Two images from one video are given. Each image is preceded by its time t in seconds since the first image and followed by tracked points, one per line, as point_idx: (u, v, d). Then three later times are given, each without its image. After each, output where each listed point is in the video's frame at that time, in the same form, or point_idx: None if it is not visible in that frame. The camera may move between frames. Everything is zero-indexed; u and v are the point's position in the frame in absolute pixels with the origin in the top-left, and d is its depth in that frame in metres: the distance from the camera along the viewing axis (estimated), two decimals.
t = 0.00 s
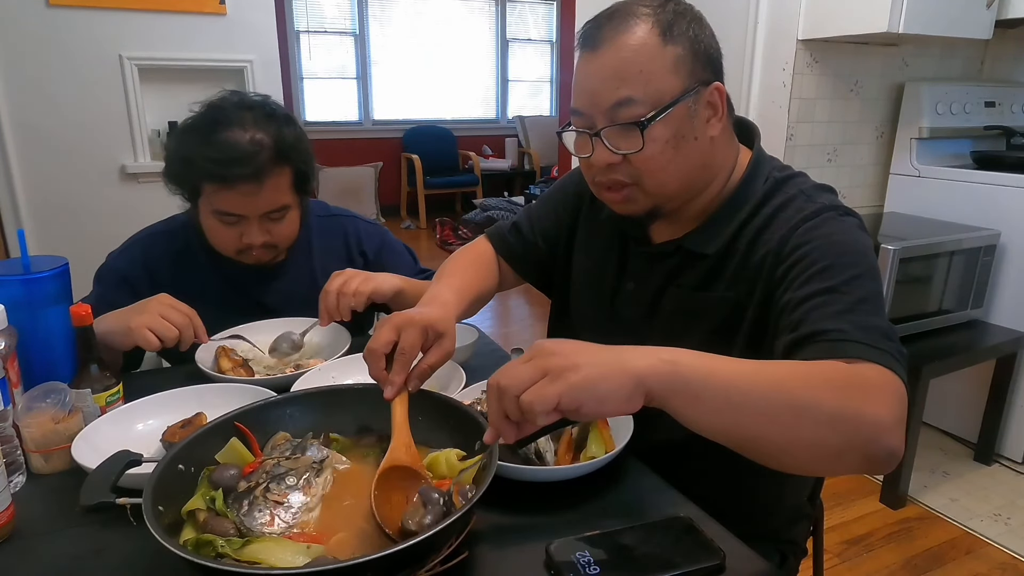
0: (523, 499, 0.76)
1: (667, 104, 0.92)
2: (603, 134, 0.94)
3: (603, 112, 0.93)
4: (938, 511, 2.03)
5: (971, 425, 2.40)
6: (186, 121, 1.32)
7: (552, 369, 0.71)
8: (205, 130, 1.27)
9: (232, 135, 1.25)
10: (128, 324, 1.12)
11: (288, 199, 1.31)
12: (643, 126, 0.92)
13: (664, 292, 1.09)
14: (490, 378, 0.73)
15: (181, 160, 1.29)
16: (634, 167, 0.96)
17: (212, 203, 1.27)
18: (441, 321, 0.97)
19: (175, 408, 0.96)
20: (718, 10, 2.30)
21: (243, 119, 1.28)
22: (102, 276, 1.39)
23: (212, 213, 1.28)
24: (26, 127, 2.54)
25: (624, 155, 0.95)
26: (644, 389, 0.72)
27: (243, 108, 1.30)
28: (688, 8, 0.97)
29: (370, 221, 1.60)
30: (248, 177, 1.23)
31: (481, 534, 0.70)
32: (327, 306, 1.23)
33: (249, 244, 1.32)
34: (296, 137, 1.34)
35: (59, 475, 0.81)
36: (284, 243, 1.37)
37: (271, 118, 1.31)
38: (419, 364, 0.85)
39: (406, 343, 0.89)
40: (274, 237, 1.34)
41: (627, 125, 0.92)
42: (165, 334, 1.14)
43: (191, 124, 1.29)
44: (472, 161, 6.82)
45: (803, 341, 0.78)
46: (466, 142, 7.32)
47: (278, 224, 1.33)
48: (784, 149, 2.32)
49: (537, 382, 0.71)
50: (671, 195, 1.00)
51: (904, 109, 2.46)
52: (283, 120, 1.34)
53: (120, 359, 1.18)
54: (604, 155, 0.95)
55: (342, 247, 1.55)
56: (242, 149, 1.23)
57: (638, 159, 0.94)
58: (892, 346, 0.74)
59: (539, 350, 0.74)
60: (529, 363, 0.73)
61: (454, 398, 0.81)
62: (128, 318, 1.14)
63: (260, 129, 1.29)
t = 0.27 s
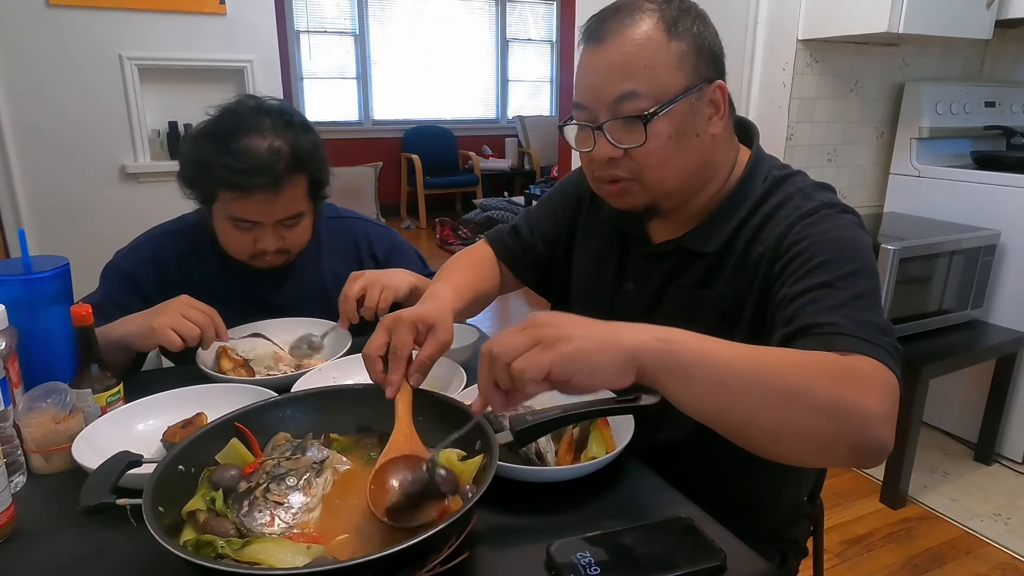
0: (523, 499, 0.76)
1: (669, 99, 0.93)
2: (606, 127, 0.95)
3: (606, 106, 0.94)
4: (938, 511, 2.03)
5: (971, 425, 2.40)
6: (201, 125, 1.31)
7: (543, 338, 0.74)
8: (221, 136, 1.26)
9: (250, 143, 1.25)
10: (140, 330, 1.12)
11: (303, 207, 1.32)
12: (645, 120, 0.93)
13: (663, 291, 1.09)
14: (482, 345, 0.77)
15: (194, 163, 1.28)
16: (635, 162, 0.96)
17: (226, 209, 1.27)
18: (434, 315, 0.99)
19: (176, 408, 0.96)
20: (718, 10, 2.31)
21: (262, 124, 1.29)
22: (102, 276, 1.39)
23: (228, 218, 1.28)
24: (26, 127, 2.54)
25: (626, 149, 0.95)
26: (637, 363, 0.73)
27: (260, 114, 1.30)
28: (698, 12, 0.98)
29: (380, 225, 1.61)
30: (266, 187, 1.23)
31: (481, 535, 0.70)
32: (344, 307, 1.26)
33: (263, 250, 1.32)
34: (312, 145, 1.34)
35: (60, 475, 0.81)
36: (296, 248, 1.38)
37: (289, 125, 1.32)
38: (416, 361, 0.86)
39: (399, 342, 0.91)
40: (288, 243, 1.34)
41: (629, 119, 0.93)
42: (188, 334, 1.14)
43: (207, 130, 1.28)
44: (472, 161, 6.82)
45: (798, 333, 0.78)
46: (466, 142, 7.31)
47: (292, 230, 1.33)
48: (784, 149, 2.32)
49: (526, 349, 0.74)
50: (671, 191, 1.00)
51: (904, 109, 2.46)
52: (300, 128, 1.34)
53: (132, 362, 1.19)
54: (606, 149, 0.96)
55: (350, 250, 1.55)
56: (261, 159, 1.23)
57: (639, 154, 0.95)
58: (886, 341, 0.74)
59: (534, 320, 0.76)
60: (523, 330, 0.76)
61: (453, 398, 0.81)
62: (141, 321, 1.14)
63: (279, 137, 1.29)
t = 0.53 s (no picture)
0: (523, 499, 0.77)
1: (676, 92, 0.93)
2: (612, 118, 0.95)
3: (613, 97, 0.94)
4: (938, 511, 2.03)
5: (971, 425, 2.40)
6: (208, 127, 1.32)
7: (544, 298, 0.76)
8: (228, 137, 1.26)
9: (257, 145, 1.25)
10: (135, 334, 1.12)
11: (309, 208, 1.32)
12: (650, 112, 0.93)
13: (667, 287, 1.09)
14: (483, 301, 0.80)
15: (200, 164, 1.29)
16: (640, 155, 0.97)
17: (232, 211, 1.27)
18: (425, 303, 1.02)
19: (176, 408, 0.96)
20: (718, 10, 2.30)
21: (268, 127, 1.29)
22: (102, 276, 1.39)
23: (233, 220, 1.28)
24: (26, 127, 2.54)
25: (631, 141, 0.96)
26: (633, 329, 0.75)
27: (264, 114, 1.30)
28: (707, 11, 0.98)
29: (381, 225, 1.61)
30: (272, 189, 1.23)
31: (480, 536, 0.70)
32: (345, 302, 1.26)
33: (268, 251, 1.32)
34: (318, 148, 1.34)
35: (60, 475, 0.81)
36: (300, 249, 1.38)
37: (296, 128, 1.32)
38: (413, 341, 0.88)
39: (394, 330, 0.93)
40: (293, 244, 1.34)
41: (636, 110, 0.94)
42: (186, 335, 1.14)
43: (215, 132, 1.28)
44: (472, 161, 6.82)
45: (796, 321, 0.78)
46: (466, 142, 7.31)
47: (297, 231, 1.33)
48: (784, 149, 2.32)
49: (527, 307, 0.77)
50: (675, 185, 1.00)
51: (904, 109, 2.46)
52: (307, 132, 1.35)
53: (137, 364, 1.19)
54: (612, 141, 0.96)
55: (352, 250, 1.55)
56: (267, 161, 1.23)
57: (644, 146, 0.95)
58: (883, 331, 0.75)
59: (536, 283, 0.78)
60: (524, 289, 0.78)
61: (455, 398, 0.81)
62: (136, 322, 1.14)
63: (285, 138, 1.29)
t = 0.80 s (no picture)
0: (523, 499, 0.76)
1: (691, 84, 0.94)
2: (628, 108, 0.96)
3: (629, 88, 0.95)
4: (938, 511, 2.03)
5: (971, 425, 2.40)
6: (206, 126, 1.32)
7: (556, 262, 0.79)
8: (229, 135, 1.27)
9: (255, 143, 1.25)
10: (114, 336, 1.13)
11: (308, 206, 1.31)
12: (665, 101, 0.94)
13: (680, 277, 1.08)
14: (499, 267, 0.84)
15: (200, 163, 1.29)
16: (655, 145, 0.97)
17: (232, 208, 1.26)
18: (432, 289, 1.08)
19: (175, 408, 0.96)
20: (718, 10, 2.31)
21: (266, 124, 1.29)
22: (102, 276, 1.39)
23: (232, 218, 1.28)
24: (26, 127, 2.54)
25: (645, 131, 0.96)
26: (643, 299, 0.76)
27: (262, 112, 1.30)
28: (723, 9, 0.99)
29: (379, 224, 1.61)
30: (271, 186, 1.23)
31: (480, 536, 0.70)
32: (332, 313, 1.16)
33: (266, 249, 1.32)
34: (317, 145, 1.34)
35: (59, 476, 0.81)
36: (298, 246, 1.38)
37: (294, 125, 1.32)
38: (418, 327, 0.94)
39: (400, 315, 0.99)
40: (291, 242, 1.34)
41: (651, 100, 0.94)
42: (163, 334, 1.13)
43: (216, 131, 1.28)
44: (472, 160, 6.82)
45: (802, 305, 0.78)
46: (466, 142, 7.31)
47: (296, 229, 1.33)
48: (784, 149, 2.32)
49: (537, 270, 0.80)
50: (689, 177, 1.00)
51: (904, 109, 2.46)
52: (305, 130, 1.35)
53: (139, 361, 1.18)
54: (626, 131, 0.97)
55: (350, 248, 1.55)
56: (266, 158, 1.23)
57: (658, 137, 0.96)
58: (887, 316, 0.75)
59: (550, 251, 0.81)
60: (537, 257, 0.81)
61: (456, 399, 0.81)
62: (121, 326, 1.14)
63: (283, 137, 1.29)
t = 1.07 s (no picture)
0: (524, 499, 0.76)
1: (695, 81, 0.94)
2: (633, 107, 0.96)
3: (634, 86, 0.95)
4: (938, 511, 2.03)
5: (971, 425, 2.40)
6: (204, 125, 1.31)
7: (637, 221, 0.76)
8: (226, 135, 1.27)
9: (252, 142, 1.25)
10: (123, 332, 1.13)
11: (305, 205, 1.31)
12: (670, 100, 0.94)
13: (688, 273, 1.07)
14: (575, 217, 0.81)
15: (197, 163, 1.28)
16: (661, 143, 0.96)
17: (230, 208, 1.26)
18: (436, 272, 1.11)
19: (175, 408, 0.96)
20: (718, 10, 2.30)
21: (263, 124, 1.29)
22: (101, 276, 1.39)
23: (230, 218, 1.28)
24: (26, 127, 2.54)
25: (651, 128, 0.96)
26: (714, 272, 0.74)
27: (261, 113, 1.30)
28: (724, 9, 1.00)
29: (378, 224, 1.61)
30: (269, 185, 1.23)
31: (480, 536, 0.70)
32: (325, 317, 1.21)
33: (263, 249, 1.32)
34: (314, 146, 1.34)
35: (59, 476, 0.81)
36: (296, 246, 1.38)
37: (291, 125, 1.32)
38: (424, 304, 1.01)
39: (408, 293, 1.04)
40: (288, 242, 1.34)
41: (656, 98, 0.95)
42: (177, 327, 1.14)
43: (212, 130, 1.28)
44: (472, 160, 6.82)
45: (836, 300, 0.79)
46: (466, 142, 7.31)
47: (293, 229, 1.33)
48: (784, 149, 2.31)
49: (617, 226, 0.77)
50: (695, 172, 1.00)
51: (904, 109, 2.46)
52: (303, 130, 1.35)
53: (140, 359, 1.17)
54: (632, 129, 0.97)
55: (348, 248, 1.55)
56: (263, 158, 1.23)
57: (663, 134, 0.95)
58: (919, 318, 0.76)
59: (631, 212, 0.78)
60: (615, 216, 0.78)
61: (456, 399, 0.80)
62: (140, 321, 1.14)
63: (280, 137, 1.29)
